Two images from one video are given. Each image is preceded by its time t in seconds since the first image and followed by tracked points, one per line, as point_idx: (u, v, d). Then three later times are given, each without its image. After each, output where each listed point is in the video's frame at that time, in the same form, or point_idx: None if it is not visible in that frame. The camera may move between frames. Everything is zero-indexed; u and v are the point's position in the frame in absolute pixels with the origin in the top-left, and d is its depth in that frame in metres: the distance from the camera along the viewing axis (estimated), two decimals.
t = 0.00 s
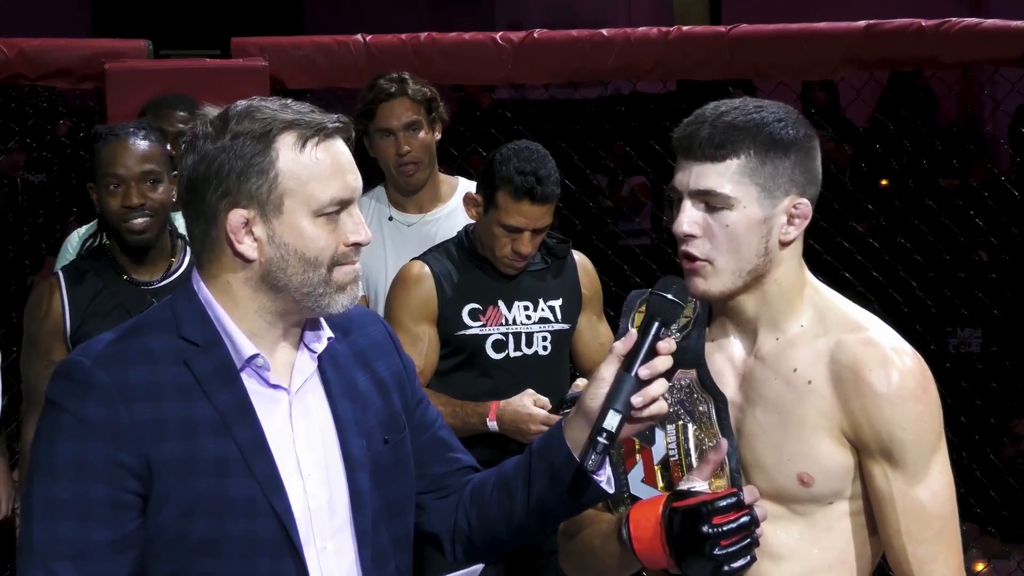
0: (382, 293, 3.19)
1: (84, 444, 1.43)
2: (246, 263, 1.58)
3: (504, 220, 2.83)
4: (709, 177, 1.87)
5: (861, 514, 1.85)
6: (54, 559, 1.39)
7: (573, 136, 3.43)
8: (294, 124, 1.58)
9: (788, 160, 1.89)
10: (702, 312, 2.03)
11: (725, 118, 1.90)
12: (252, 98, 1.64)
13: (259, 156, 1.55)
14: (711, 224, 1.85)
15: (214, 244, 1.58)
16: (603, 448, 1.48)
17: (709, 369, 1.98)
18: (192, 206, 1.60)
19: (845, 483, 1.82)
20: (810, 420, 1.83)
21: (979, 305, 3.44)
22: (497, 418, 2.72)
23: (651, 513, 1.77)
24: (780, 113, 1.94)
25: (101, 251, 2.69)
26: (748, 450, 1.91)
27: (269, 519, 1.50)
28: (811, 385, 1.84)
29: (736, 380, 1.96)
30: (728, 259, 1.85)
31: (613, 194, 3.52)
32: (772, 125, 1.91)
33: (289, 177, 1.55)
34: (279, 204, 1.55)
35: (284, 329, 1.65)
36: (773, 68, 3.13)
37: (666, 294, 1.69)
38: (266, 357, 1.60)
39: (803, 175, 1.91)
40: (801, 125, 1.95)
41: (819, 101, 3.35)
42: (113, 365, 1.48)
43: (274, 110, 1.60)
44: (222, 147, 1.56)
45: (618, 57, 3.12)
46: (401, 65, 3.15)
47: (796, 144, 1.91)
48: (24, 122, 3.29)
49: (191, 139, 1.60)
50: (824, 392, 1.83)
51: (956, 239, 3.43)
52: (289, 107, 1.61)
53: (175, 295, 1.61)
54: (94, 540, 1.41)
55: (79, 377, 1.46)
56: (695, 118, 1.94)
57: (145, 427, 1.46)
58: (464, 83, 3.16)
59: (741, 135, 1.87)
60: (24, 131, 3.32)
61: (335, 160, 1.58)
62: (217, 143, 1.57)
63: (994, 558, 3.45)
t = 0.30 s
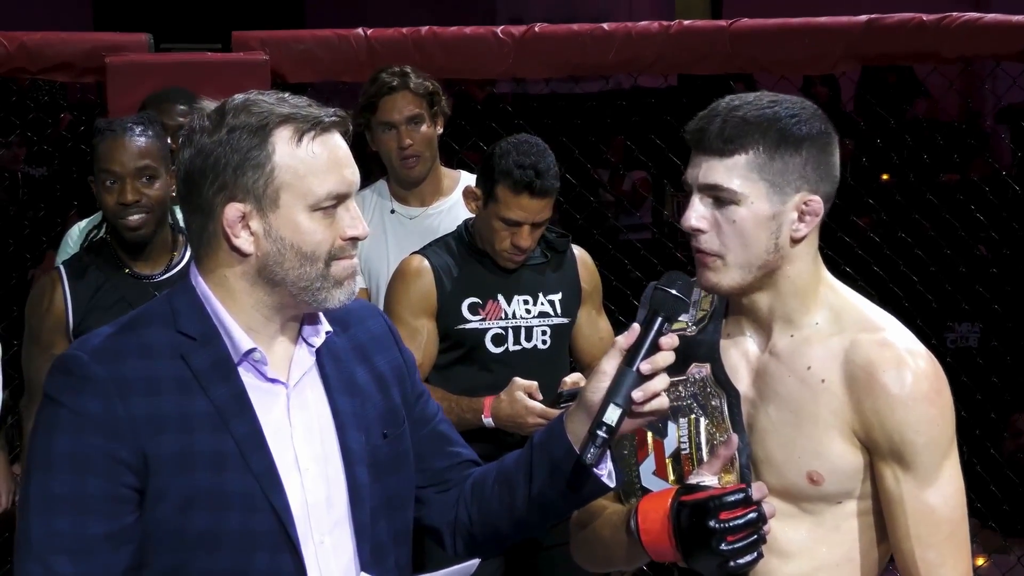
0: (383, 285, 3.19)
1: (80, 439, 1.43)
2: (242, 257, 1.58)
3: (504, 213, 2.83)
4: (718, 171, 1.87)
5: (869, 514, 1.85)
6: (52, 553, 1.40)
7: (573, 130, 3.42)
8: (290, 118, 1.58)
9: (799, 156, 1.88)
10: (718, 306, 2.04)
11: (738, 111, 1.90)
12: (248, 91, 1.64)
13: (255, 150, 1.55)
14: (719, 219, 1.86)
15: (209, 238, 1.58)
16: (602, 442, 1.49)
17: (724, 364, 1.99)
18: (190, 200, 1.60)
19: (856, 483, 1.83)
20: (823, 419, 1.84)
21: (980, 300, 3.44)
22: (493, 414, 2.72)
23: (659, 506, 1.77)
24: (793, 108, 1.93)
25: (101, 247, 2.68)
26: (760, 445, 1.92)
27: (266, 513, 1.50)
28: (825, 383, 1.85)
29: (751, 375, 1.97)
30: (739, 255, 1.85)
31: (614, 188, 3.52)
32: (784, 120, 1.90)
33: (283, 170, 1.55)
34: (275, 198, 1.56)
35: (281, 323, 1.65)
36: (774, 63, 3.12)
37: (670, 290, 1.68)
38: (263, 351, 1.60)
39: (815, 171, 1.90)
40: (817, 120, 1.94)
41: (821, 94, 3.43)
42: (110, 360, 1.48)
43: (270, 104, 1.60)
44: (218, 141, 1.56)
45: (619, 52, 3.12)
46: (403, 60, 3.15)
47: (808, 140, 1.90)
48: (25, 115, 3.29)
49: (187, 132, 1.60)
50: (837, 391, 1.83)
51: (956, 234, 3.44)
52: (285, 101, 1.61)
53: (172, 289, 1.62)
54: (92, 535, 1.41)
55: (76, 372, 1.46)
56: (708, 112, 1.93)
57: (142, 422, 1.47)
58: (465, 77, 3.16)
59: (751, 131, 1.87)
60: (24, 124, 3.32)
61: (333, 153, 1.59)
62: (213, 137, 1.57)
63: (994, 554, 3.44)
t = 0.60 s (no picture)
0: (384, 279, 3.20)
1: (75, 435, 1.43)
2: (239, 252, 1.58)
3: (504, 207, 2.83)
4: (728, 166, 1.88)
5: (876, 516, 1.86)
6: (48, 548, 1.40)
7: (575, 125, 3.41)
8: (288, 113, 1.58)
9: (810, 151, 1.89)
10: (734, 303, 2.05)
11: (752, 106, 1.91)
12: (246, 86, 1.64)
13: (251, 145, 1.55)
14: (729, 214, 1.87)
15: (206, 232, 1.58)
16: (605, 437, 1.49)
17: (736, 359, 1.99)
18: (186, 194, 1.60)
19: (864, 485, 1.83)
20: (832, 421, 1.84)
21: (982, 296, 3.45)
22: (494, 407, 2.72)
23: (667, 503, 1.78)
24: (806, 103, 1.93)
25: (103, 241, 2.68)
26: (771, 445, 1.92)
27: (262, 508, 1.50)
28: (835, 384, 1.85)
29: (762, 375, 1.98)
30: (749, 252, 1.86)
31: (615, 182, 3.47)
32: (797, 116, 1.91)
33: (280, 166, 1.55)
34: (271, 192, 1.56)
35: (279, 316, 1.65)
36: (776, 59, 3.12)
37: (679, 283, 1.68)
38: (259, 346, 1.60)
39: (828, 167, 1.90)
40: (831, 116, 1.94)
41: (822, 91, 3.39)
42: (105, 356, 1.49)
43: (268, 99, 1.60)
44: (215, 135, 1.56)
45: (621, 47, 3.12)
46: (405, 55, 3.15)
47: (821, 135, 1.90)
48: (27, 108, 3.28)
49: (185, 126, 1.60)
50: (847, 392, 1.83)
51: (958, 231, 3.43)
52: (282, 96, 1.61)
53: (169, 284, 1.62)
54: (87, 530, 1.41)
55: (71, 368, 1.46)
56: (721, 107, 1.95)
57: (137, 417, 1.47)
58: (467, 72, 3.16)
59: (762, 125, 1.88)
60: (25, 117, 3.29)
61: (331, 148, 1.58)
62: (211, 131, 1.57)
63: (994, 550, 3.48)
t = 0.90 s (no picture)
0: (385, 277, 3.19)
1: (72, 433, 1.44)
2: (235, 250, 1.58)
3: (506, 203, 2.83)
4: (733, 158, 1.89)
5: (880, 515, 1.86)
6: (45, 547, 1.41)
7: (576, 122, 3.42)
8: (284, 110, 1.57)
9: (816, 144, 1.89)
10: (739, 301, 2.07)
11: (759, 100, 1.90)
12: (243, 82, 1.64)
13: (248, 143, 1.55)
14: (733, 207, 1.87)
15: (203, 230, 1.59)
16: (610, 434, 1.50)
17: (740, 358, 2.00)
18: (184, 192, 1.60)
19: (868, 484, 1.83)
20: (835, 420, 1.85)
21: (982, 293, 3.45)
22: (496, 401, 2.73)
23: (671, 503, 1.78)
24: (813, 97, 1.93)
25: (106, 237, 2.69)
26: (774, 443, 1.93)
27: (259, 506, 1.50)
28: (839, 383, 1.85)
29: (767, 374, 1.97)
30: (752, 246, 1.87)
31: (617, 180, 3.52)
32: (803, 109, 1.91)
33: (278, 163, 1.55)
34: (268, 189, 1.56)
35: (276, 313, 1.65)
36: (778, 56, 3.12)
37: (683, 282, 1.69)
38: (256, 344, 1.60)
39: (833, 161, 1.90)
40: (838, 110, 1.94)
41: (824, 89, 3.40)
42: (103, 355, 1.49)
43: (265, 96, 1.59)
44: (213, 132, 1.57)
45: (622, 43, 3.11)
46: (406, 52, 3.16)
47: (827, 129, 1.90)
48: (28, 106, 3.28)
49: (183, 123, 1.60)
50: (851, 392, 1.84)
51: (960, 228, 3.42)
52: (279, 93, 1.61)
53: (167, 282, 1.62)
54: (84, 528, 1.42)
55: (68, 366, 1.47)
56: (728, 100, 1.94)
57: (134, 415, 1.47)
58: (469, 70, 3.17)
59: (768, 119, 1.89)
60: (26, 115, 3.30)
61: (328, 145, 1.58)
62: (207, 128, 1.57)
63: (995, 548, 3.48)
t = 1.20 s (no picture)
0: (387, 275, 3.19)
1: (70, 432, 1.44)
2: (232, 248, 1.59)
3: (508, 201, 2.83)
4: (732, 158, 1.89)
5: (884, 514, 1.86)
6: (43, 546, 1.41)
7: (578, 120, 3.42)
8: (281, 108, 1.57)
9: (815, 146, 1.88)
10: (744, 299, 2.07)
11: (760, 99, 1.90)
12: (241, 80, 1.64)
13: (245, 141, 1.55)
14: (732, 207, 1.88)
15: (201, 227, 1.59)
16: (608, 430, 1.48)
17: (744, 357, 2.00)
18: (182, 191, 1.60)
19: (871, 482, 1.84)
20: (839, 418, 1.85)
21: (984, 291, 3.46)
22: (499, 399, 2.73)
23: (675, 500, 1.78)
24: (815, 98, 1.93)
25: (109, 236, 2.69)
26: (778, 440, 1.93)
27: (257, 505, 1.51)
28: (842, 381, 1.86)
29: (770, 370, 1.99)
30: (749, 245, 1.88)
31: (618, 178, 3.49)
32: (804, 111, 1.90)
33: (274, 161, 1.55)
34: (265, 188, 1.56)
35: (274, 312, 1.65)
36: (779, 54, 3.12)
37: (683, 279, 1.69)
38: (253, 343, 1.60)
39: (832, 163, 1.90)
40: (839, 111, 1.93)
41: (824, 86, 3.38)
42: (101, 354, 1.49)
43: (262, 94, 1.59)
44: (210, 130, 1.57)
45: (624, 42, 3.11)
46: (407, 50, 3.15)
47: (828, 130, 1.90)
48: (29, 104, 3.29)
49: (180, 122, 1.60)
50: (855, 389, 1.84)
51: (961, 225, 3.44)
52: (277, 91, 1.61)
53: (165, 282, 1.62)
54: (81, 527, 1.42)
55: (65, 366, 1.47)
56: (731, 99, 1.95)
57: (132, 414, 1.47)
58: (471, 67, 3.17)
59: (768, 119, 1.88)
60: (27, 113, 3.30)
61: (325, 142, 1.58)
62: (204, 127, 1.57)
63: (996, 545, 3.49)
